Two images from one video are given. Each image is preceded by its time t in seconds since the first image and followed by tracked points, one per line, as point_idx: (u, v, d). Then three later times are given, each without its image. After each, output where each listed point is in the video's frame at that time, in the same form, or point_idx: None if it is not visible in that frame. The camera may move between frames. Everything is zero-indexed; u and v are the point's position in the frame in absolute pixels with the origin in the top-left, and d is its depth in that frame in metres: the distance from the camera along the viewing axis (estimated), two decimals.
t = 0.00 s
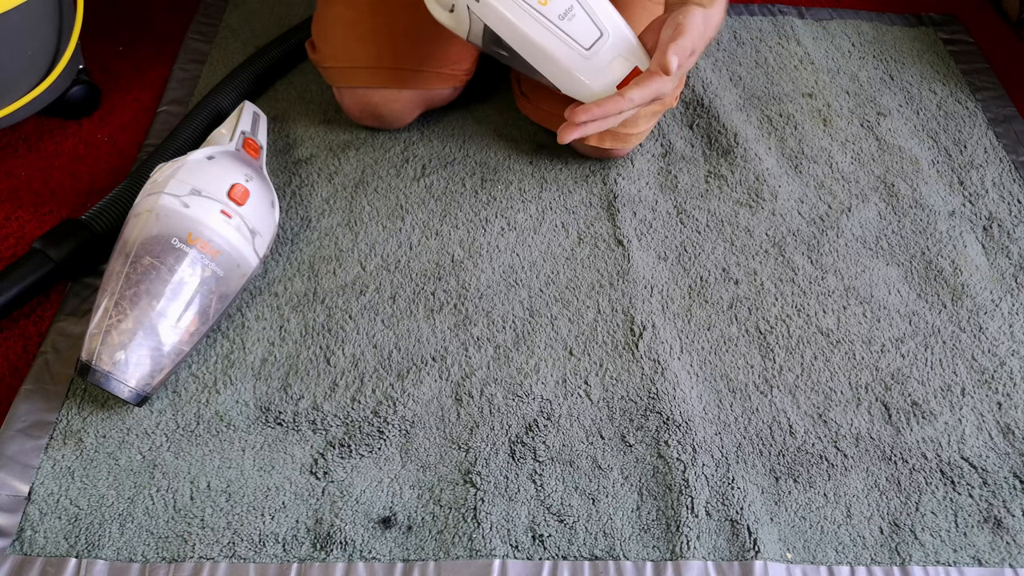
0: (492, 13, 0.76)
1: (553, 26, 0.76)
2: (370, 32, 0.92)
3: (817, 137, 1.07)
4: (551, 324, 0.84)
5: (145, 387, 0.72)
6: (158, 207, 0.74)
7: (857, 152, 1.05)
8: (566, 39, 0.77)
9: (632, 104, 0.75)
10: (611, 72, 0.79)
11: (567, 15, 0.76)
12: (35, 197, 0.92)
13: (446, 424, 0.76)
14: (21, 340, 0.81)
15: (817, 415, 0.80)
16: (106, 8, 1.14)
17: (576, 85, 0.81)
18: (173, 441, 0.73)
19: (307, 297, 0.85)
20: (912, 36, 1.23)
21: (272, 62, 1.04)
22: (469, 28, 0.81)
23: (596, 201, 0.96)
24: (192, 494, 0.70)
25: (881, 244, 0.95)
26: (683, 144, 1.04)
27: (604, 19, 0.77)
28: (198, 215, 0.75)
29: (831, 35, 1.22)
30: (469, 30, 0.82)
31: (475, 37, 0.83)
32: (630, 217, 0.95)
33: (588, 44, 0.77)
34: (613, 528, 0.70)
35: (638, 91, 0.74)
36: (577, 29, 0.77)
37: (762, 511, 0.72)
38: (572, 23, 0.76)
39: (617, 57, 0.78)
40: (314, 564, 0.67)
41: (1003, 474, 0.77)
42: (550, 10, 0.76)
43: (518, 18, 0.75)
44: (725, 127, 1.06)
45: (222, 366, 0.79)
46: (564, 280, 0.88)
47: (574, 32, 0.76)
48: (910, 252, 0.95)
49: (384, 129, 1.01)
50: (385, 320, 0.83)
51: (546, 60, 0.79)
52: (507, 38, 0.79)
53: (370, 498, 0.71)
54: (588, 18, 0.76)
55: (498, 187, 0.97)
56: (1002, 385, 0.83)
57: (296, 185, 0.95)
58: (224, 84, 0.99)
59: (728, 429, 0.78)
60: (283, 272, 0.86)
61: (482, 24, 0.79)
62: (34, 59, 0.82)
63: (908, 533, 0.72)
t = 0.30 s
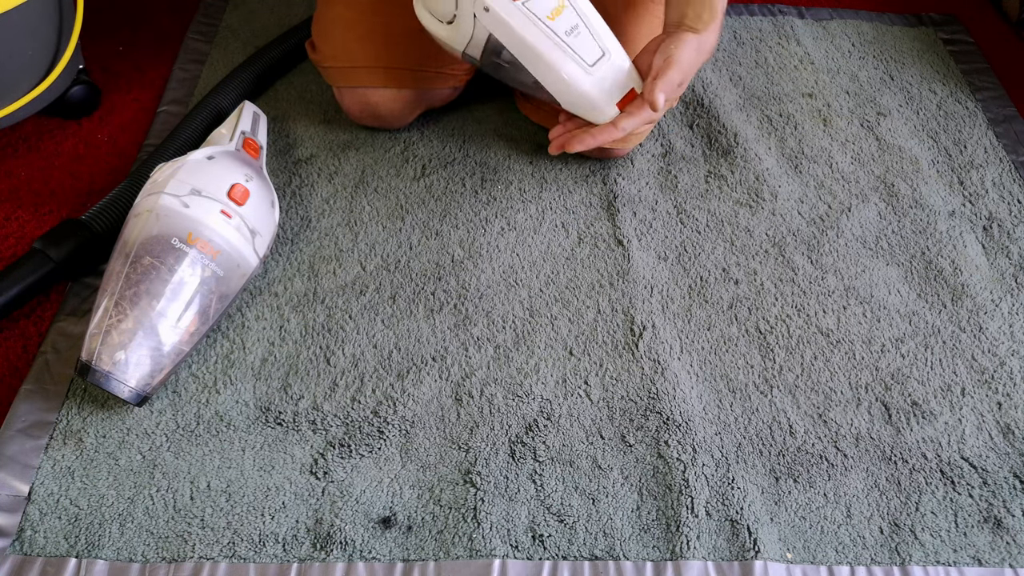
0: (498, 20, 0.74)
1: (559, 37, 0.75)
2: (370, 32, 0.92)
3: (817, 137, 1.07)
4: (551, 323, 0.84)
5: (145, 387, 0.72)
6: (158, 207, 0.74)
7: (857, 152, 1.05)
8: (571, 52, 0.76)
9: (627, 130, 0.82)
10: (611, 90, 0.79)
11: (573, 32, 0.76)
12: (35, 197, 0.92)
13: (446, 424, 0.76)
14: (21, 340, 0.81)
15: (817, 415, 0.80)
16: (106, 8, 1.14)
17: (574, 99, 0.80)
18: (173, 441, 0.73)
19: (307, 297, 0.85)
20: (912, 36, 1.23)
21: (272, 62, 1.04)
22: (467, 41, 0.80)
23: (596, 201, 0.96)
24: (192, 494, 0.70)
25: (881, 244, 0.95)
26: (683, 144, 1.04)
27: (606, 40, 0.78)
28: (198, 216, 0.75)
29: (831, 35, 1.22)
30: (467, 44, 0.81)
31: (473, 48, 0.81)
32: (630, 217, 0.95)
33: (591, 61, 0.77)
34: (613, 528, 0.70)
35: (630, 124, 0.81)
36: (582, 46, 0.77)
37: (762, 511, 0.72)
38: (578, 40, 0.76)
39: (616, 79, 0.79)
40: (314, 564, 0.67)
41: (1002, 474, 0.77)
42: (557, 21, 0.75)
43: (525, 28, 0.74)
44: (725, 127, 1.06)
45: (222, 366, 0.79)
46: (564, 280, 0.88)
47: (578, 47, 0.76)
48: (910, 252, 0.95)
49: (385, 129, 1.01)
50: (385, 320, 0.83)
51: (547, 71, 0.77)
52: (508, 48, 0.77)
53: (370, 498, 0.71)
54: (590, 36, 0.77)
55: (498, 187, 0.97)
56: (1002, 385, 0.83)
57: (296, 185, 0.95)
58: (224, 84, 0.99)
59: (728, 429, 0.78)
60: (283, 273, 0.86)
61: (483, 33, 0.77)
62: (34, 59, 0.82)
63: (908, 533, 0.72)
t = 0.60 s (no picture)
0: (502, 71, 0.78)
1: (557, 95, 0.79)
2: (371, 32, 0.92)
3: (817, 137, 1.07)
4: (551, 323, 0.84)
5: (145, 387, 0.72)
6: (158, 207, 0.74)
7: (857, 152, 1.05)
8: (564, 106, 0.80)
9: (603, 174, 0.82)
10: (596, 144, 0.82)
11: (570, 89, 0.80)
12: (35, 197, 0.92)
13: (446, 424, 0.76)
14: (21, 340, 0.81)
15: (817, 415, 0.80)
16: (107, 8, 1.14)
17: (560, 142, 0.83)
18: (173, 441, 0.73)
19: (307, 297, 0.85)
20: (912, 36, 1.23)
21: (272, 62, 1.04)
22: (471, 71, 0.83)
23: (596, 201, 0.96)
24: (192, 494, 0.70)
25: (881, 244, 0.95)
26: (683, 144, 1.04)
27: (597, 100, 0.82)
28: (198, 215, 0.75)
29: (831, 35, 1.22)
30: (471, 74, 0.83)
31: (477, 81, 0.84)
32: (630, 217, 0.95)
33: (582, 117, 0.81)
34: (613, 528, 0.70)
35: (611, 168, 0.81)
36: (576, 103, 0.80)
37: (762, 512, 0.72)
38: (573, 97, 0.80)
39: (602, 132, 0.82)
40: (314, 564, 0.67)
41: (1003, 474, 0.77)
42: (555, 80, 0.79)
43: (525, 81, 0.78)
44: (725, 127, 1.06)
45: (222, 366, 0.79)
46: (564, 280, 0.88)
47: (574, 104, 0.80)
48: (910, 252, 0.95)
49: (384, 128, 1.01)
50: (385, 320, 0.83)
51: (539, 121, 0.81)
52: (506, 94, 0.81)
53: (370, 498, 0.71)
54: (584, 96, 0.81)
55: (498, 188, 0.97)
56: (1002, 385, 0.83)
57: (296, 185, 0.95)
58: (223, 84, 0.99)
59: (728, 429, 0.78)
60: (283, 273, 0.86)
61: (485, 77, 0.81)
62: (34, 59, 0.82)
63: (908, 533, 0.72)
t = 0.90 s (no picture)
0: (476, 70, 0.75)
1: (525, 106, 0.73)
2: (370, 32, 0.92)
3: (817, 137, 1.07)
4: (551, 323, 0.84)
5: (145, 387, 0.72)
6: (158, 207, 0.74)
7: (857, 152, 1.05)
8: (528, 120, 0.73)
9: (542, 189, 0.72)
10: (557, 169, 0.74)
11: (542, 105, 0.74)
12: (35, 197, 0.92)
13: (446, 424, 0.76)
14: (21, 340, 0.81)
15: (817, 415, 0.80)
16: (107, 8, 1.14)
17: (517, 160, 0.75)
18: (173, 441, 0.73)
19: (307, 297, 0.85)
20: (912, 36, 1.23)
21: (272, 62, 1.04)
22: (446, 75, 0.81)
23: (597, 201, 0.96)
24: (192, 494, 0.70)
25: (881, 244, 0.95)
26: (683, 144, 1.04)
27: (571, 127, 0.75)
28: (198, 216, 0.75)
29: (831, 35, 1.22)
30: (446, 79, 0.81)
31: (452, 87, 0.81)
32: (630, 217, 0.95)
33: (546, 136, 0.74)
34: (614, 528, 0.70)
35: (547, 181, 0.71)
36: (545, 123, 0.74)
37: (762, 512, 0.72)
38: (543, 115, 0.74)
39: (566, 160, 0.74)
40: (314, 564, 0.67)
41: (1003, 474, 0.77)
42: (529, 92, 0.74)
43: (495, 81, 0.74)
44: (725, 127, 1.06)
45: (222, 366, 0.79)
46: (564, 280, 0.88)
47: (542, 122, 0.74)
48: (910, 252, 0.95)
49: (385, 128, 1.01)
50: (385, 320, 0.83)
51: (501, 132, 0.75)
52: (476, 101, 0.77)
53: (370, 498, 0.71)
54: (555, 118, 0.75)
55: (498, 188, 0.97)
56: (1002, 385, 0.83)
57: (295, 186, 0.95)
58: (223, 84, 0.99)
59: (729, 429, 0.78)
60: (283, 272, 0.86)
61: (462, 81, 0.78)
62: (34, 59, 0.82)
63: (908, 533, 0.72)
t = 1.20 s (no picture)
0: (476, 101, 0.76)
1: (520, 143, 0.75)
2: (372, 34, 0.92)
3: (817, 137, 1.07)
4: (551, 323, 0.84)
5: (145, 387, 0.72)
6: (158, 207, 0.74)
7: (857, 152, 1.05)
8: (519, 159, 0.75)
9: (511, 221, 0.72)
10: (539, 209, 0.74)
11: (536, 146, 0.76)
12: (35, 197, 0.92)
13: (446, 424, 0.76)
14: (21, 340, 0.81)
15: (817, 415, 0.80)
16: (107, 8, 1.14)
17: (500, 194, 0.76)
18: (173, 441, 0.73)
19: (307, 297, 0.85)
20: (912, 36, 1.23)
21: (273, 62, 1.04)
22: (449, 101, 0.82)
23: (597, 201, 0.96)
24: (192, 494, 0.70)
25: (881, 244, 0.95)
26: (683, 144, 1.04)
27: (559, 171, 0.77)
28: (198, 216, 0.75)
29: (831, 35, 1.22)
30: (448, 106, 0.83)
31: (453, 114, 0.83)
32: (630, 217, 0.95)
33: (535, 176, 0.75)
34: (613, 528, 0.70)
35: (516, 215, 0.72)
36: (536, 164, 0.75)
37: (762, 512, 0.72)
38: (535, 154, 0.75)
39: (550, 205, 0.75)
40: (314, 564, 0.67)
41: (1003, 474, 0.77)
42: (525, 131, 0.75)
43: (493, 113, 0.75)
44: (725, 127, 1.06)
45: (222, 366, 0.79)
46: (564, 280, 0.88)
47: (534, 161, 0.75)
48: (910, 252, 0.95)
49: (387, 130, 1.01)
50: (385, 320, 0.83)
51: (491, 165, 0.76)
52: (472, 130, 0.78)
53: (370, 498, 0.71)
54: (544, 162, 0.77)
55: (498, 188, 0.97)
56: (1002, 385, 0.83)
57: (295, 186, 0.95)
58: (223, 84, 0.99)
59: (728, 429, 0.78)
60: (283, 272, 0.86)
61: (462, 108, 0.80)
62: (34, 59, 0.82)
63: (908, 533, 0.72)
